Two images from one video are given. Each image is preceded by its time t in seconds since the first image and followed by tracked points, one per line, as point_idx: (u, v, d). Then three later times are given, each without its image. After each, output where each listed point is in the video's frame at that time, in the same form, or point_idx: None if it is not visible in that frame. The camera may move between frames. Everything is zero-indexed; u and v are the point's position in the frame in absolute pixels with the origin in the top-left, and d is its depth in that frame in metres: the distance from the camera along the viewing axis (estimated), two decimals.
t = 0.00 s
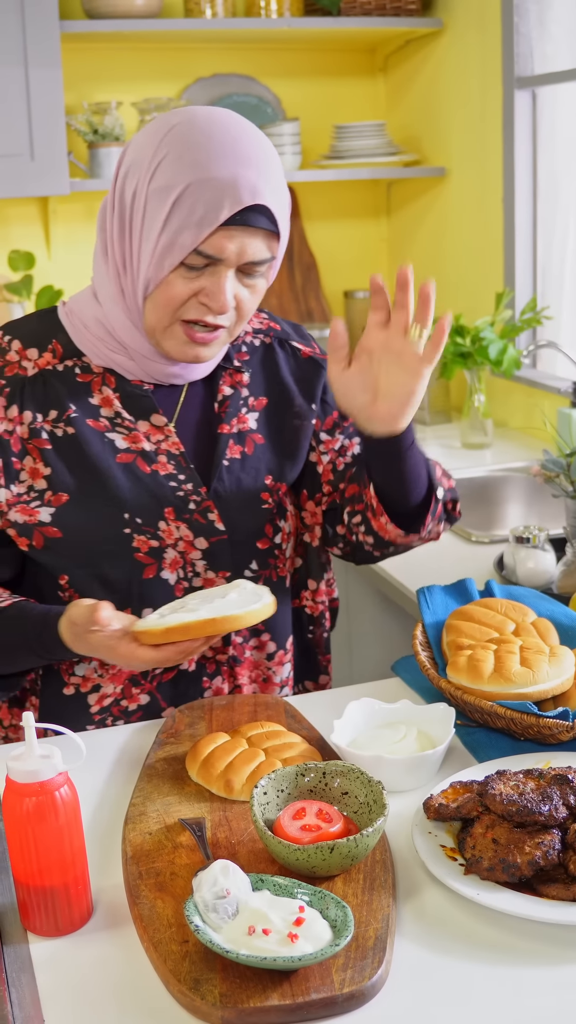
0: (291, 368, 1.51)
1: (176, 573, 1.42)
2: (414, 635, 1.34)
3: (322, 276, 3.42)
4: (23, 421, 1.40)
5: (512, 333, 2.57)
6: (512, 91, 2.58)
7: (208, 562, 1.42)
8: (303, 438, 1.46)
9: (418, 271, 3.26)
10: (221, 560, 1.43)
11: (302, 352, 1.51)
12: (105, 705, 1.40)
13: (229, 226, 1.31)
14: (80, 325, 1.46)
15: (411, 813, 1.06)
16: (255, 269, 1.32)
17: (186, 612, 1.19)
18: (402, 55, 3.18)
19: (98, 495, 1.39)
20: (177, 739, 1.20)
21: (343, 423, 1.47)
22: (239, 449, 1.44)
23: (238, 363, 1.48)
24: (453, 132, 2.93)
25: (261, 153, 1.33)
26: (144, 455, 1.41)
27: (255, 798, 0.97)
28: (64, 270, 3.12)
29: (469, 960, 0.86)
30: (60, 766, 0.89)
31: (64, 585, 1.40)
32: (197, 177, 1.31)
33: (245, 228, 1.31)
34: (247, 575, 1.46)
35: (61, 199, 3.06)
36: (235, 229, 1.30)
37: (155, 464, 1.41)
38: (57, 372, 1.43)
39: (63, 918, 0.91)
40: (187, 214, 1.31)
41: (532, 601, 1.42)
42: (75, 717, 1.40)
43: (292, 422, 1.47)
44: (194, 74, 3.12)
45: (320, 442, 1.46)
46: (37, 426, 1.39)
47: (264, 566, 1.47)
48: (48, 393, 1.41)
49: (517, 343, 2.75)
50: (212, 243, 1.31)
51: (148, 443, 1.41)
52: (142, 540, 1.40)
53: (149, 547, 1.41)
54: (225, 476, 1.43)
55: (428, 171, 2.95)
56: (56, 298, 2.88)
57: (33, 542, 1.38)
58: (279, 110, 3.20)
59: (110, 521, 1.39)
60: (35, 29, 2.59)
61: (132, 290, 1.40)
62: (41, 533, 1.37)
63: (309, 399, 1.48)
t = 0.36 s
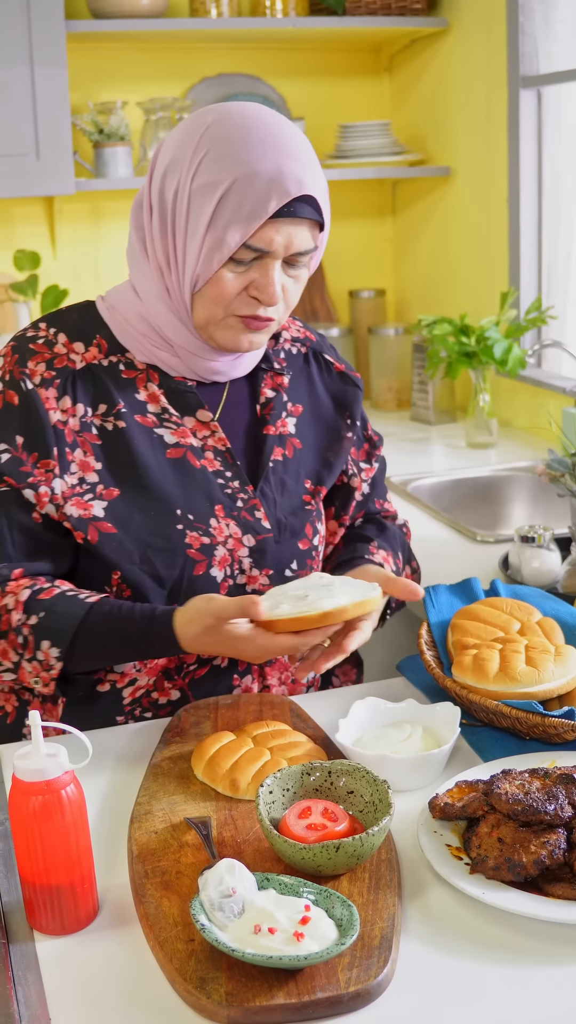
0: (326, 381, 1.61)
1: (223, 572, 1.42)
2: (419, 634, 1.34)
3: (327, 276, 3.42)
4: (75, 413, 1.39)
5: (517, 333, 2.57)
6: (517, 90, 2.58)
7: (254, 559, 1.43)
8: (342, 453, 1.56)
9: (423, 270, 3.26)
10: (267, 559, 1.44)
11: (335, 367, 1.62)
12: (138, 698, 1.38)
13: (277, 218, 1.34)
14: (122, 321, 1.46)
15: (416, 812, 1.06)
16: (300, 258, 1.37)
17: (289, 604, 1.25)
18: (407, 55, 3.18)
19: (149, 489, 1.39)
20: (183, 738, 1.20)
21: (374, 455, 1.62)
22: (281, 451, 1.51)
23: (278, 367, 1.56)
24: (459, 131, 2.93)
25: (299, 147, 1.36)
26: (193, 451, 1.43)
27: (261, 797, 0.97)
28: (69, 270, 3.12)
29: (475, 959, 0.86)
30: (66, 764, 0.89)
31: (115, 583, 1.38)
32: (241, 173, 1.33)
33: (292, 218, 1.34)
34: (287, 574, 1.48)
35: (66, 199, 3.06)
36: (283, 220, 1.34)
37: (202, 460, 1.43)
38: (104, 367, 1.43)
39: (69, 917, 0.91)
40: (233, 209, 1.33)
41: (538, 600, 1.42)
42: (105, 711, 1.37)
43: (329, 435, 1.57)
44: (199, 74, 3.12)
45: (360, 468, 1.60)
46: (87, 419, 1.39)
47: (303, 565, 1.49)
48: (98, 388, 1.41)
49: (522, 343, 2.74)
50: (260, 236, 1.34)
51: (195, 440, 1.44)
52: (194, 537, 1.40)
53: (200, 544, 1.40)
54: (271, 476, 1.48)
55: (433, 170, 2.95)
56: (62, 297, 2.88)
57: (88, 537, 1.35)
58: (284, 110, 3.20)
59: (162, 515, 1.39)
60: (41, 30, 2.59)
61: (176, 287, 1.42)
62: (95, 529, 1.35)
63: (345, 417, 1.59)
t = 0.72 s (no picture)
0: (348, 389, 1.65)
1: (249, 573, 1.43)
2: (419, 634, 1.34)
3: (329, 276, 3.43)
4: (109, 408, 1.39)
5: (519, 334, 2.57)
6: (519, 91, 2.59)
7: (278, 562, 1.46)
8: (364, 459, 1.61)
9: (425, 271, 3.26)
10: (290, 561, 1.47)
11: (357, 377, 1.67)
12: (154, 695, 1.38)
13: (311, 221, 1.35)
14: (150, 319, 1.48)
15: (416, 812, 1.06)
16: (330, 263, 1.39)
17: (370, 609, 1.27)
18: (409, 55, 3.18)
19: (181, 488, 1.40)
20: (184, 737, 1.20)
21: (393, 462, 1.68)
22: (305, 456, 1.54)
23: (304, 371, 1.59)
24: (460, 132, 2.93)
25: (333, 151, 1.38)
26: (222, 452, 1.45)
27: (262, 795, 0.98)
28: (71, 270, 3.12)
29: (474, 958, 0.86)
30: (68, 763, 0.89)
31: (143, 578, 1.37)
32: (277, 175, 1.34)
33: (324, 222, 1.36)
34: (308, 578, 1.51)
35: (68, 199, 3.06)
36: (316, 224, 1.36)
37: (230, 461, 1.45)
38: (132, 365, 1.44)
39: (71, 915, 0.92)
40: (268, 211, 1.35)
41: (538, 601, 1.42)
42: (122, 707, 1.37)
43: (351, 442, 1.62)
44: (201, 74, 3.12)
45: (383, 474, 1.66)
46: (120, 416, 1.40)
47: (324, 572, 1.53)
48: (130, 386, 1.42)
49: (523, 343, 2.75)
50: (293, 239, 1.35)
51: (223, 441, 1.46)
52: (223, 538, 1.41)
53: (229, 545, 1.41)
54: (296, 480, 1.51)
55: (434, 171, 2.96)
56: (64, 297, 2.89)
57: (127, 529, 1.35)
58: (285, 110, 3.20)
59: (194, 515, 1.40)
60: (44, 30, 2.59)
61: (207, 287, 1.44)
62: (135, 522, 1.35)
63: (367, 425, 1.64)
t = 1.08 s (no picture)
0: (347, 389, 1.66)
1: (253, 573, 1.44)
2: (416, 634, 1.35)
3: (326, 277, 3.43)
4: (114, 405, 1.39)
5: (515, 334, 2.58)
6: (515, 91, 2.59)
7: (282, 560, 1.47)
8: (366, 464, 1.63)
9: (422, 271, 3.26)
10: (294, 560, 1.48)
11: (357, 375, 1.68)
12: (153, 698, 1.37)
13: (312, 224, 1.36)
14: (152, 319, 1.49)
15: (412, 812, 1.06)
16: (331, 265, 1.38)
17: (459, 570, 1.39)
18: (406, 55, 3.18)
19: (187, 486, 1.40)
20: (180, 738, 1.21)
21: (399, 458, 1.70)
22: (311, 454, 1.54)
23: (308, 369, 1.60)
24: (457, 132, 2.93)
25: (336, 153, 1.38)
26: (228, 450, 1.45)
27: (257, 795, 0.98)
28: (68, 271, 3.12)
29: (469, 956, 0.87)
30: (64, 763, 0.89)
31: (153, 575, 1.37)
32: (280, 178, 1.35)
33: (326, 225, 1.36)
34: (312, 577, 1.52)
35: (65, 200, 3.06)
36: (317, 227, 1.36)
37: (236, 458, 1.46)
38: (136, 363, 1.44)
39: (67, 915, 0.92)
40: (271, 214, 1.35)
41: (534, 601, 1.42)
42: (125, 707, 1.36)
43: (350, 443, 1.63)
44: (198, 75, 3.12)
45: (390, 474, 1.68)
46: (128, 413, 1.39)
47: (328, 573, 1.53)
48: (136, 384, 1.42)
49: (519, 343, 2.75)
50: (296, 242, 1.36)
51: (228, 439, 1.46)
52: (229, 537, 1.41)
53: (235, 545, 1.42)
54: (302, 479, 1.51)
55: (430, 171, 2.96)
56: (61, 298, 2.88)
57: (143, 522, 1.37)
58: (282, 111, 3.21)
59: (202, 513, 1.40)
60: (41, 32, 2.59)
61: (208, 288, 1.45)
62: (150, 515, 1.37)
63: (364, 426, 1.65)
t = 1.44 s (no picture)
0: (342, 389, 1.66)
1: (247, 572, 1.44)
2: (410, 633, 1.35)
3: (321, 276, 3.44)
4: (111, 405, 1.38)
5: (509, 332, 2.59)
6: (509, 89, 2.59)
7: (276, 561, 1.47)
8: (361, 465, 1.64)
9: (417, 270, 3.27)
10: (288, 560, 1.48)
11: (353, 375, 1.68)
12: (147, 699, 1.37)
13: (309, 225, 1.36)
14: (146, 319, 1.48)
15: (407, 810, 1.06)
16: (327, 267, 1.39)
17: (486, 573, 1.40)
18: (400, 53, 3.18)
19: (182, 487, 1.40)
20: (175, 737, 1.20)
21: (393, 459, 1.70)
22: (305, 455, 1.54)
23: (302, 369, 1.60)
24: (451, 132, 2.93)
25: (331, 155, 1.38)
26: (222, 450, 1.45)
27: (251, 793, 0.98)
28: (62, 270, 3.12)
29: (463, 953, 0.86)
30: (57, 762, 0.89)
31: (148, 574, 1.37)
32: (276, 179, 1.35)
33: (322, 226, 1.36)
34: (307, 577, 1.52)
35: (59, 199, 3.06)
36: (314, 228, 1.36)
37: (231, 458, 1.46)
38: (131, 362, 1.44)
39: (61, 915, 0.92)
40: (267, 216, 1.35)
41: (529, 600, 1.42)
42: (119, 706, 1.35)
43: (344, 444, 1.64)
44: (192, 74, 3.12)
45: (384, 475, 1.68)
46: (125, 412, 1.39)
47: (323, 573, 1.53)
48: (131, 385, 1.42)
49: (513, 341, 2.76)
50: (292, 244, 1.36)
51: (223, 439, 1.46)
52: (223, 538, 1.41)
53: (229, 545, 1.42)
54: (296, 480, 1.51)
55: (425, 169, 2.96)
56: (56, 297, 2.88)
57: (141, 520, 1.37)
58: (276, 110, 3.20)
59: (196, 514, 1.40)
60: (34, 32, 2.59)
61: (203, 288, 1.44)
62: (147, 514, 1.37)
63: (359, 427, 1.66)
